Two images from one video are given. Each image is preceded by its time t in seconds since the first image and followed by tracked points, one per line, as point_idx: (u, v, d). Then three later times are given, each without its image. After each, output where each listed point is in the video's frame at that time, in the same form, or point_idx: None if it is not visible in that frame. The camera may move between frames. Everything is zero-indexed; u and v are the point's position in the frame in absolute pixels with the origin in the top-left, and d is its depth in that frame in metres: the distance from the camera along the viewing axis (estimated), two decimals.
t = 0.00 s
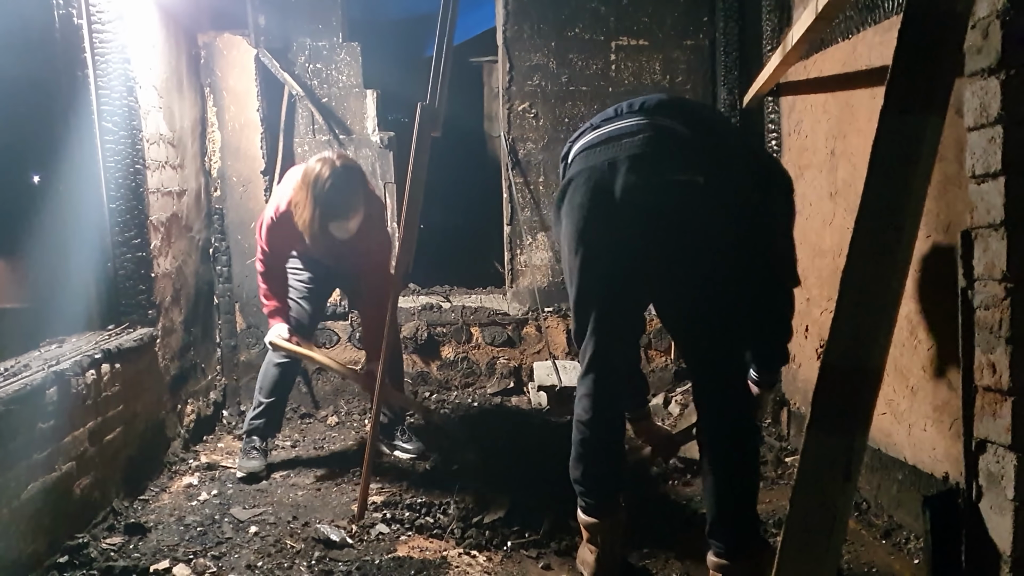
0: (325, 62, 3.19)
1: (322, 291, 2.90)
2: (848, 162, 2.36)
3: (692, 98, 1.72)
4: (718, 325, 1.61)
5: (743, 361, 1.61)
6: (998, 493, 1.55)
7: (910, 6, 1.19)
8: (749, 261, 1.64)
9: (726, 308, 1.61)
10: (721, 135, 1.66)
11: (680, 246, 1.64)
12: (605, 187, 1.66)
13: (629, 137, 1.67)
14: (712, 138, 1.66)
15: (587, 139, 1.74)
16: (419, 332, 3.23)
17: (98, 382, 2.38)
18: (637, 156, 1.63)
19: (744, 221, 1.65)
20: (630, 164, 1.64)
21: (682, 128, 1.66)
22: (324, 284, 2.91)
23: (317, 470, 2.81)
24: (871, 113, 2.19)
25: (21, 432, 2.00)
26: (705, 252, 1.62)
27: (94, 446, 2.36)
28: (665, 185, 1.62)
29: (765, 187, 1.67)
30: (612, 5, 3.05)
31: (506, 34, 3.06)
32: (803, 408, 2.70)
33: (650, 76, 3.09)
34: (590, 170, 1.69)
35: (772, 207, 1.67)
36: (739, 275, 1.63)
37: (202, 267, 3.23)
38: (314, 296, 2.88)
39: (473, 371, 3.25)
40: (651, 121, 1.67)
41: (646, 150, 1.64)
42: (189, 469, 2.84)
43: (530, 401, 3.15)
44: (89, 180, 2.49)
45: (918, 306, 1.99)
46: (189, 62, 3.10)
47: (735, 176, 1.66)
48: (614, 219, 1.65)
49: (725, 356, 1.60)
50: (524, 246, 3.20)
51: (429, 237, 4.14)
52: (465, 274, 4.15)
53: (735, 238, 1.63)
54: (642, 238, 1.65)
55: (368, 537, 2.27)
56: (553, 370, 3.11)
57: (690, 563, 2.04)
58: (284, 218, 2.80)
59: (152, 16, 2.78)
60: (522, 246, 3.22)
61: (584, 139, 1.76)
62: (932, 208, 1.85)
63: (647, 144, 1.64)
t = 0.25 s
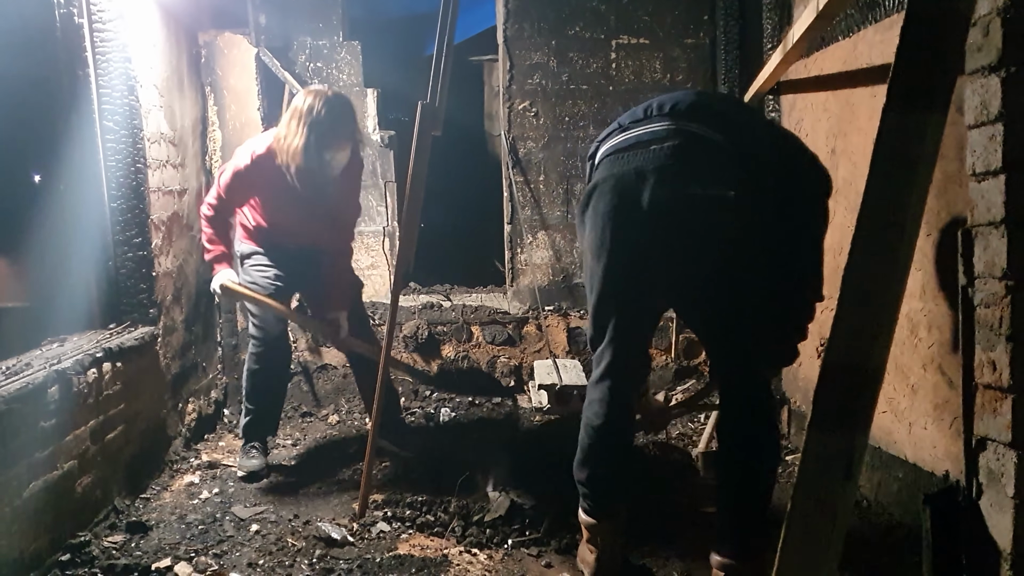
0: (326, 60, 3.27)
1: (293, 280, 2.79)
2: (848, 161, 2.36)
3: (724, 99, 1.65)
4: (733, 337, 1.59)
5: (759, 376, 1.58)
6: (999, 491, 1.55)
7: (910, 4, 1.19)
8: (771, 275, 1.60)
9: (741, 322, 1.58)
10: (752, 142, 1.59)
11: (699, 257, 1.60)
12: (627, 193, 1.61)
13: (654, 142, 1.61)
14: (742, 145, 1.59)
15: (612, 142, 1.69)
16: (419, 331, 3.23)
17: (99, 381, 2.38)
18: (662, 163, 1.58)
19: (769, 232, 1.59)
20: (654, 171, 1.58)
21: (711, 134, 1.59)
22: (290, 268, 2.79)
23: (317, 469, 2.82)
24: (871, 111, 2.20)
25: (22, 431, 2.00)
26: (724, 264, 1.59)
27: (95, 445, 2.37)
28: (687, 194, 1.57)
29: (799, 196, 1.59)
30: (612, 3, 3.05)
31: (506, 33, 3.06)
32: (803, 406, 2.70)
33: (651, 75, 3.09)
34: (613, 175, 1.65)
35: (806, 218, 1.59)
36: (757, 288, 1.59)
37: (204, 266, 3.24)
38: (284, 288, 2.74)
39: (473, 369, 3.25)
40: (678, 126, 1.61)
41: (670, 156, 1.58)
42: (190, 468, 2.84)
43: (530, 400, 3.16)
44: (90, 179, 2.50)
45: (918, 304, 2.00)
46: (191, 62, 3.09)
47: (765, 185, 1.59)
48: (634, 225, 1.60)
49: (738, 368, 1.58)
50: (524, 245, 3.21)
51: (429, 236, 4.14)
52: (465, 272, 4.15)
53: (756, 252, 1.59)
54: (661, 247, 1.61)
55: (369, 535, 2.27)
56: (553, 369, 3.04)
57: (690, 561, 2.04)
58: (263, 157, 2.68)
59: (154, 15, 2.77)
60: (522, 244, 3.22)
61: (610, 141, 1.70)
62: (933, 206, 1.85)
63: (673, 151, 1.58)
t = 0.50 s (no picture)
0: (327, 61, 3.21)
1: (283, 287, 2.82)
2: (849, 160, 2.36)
3: (730, 96, 1.61)
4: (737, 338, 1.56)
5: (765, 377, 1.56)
6: (1000, 489, 1.55)
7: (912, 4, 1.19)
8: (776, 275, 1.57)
9: (746, 322, 1.55)
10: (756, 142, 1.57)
11: (702, 259, 1.59)
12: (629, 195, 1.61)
13: (657, 143, 1.59)
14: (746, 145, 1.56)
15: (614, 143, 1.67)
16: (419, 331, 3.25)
17: (101, 380, 2.39)
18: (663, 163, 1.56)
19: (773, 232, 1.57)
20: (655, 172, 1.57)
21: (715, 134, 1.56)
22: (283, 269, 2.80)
23: (319, 469, 2.82)
24: (872, 111, 2.20)
25: (23, 430, 2.00)
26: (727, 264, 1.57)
27: (97, 444, 2.37)
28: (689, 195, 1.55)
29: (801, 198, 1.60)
30: (612, 2, 3.04)
31: (507, 32, 3.06)
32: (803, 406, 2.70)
33: (651, 74, 3.09)
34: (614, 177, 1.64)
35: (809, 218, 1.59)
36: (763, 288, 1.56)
37: (204, 265, 3.24)
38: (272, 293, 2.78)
39: (474, 369, 3.25)
40: (681, 126, 1.58)
41: (672, 157, 1.56)
42: (191, 467, 2.85)
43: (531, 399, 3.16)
44: (91, 179, 2.50)
45: (919, 302, 2.00)
46: (191, 60, 3.09)
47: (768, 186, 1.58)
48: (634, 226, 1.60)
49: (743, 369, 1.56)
50: (524, 244, 3.21)
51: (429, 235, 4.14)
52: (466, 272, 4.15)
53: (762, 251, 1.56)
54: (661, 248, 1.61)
55: (370, 533, 2.28)
56: (553, 368, 3.09)
57: (691, 561, 2.04)
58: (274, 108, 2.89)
59: (154, 14, 2.77)
60: (523, 243, 3.23)
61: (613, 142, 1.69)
62: (934, 205, 1.85)
63: (676, 151, 1.56)
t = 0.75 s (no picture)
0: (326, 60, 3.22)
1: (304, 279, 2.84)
2: (848, 159, 2.36)
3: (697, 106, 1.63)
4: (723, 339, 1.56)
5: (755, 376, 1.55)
6: (997, 488, 1.55)
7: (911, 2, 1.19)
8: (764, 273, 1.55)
9: (732, 324, 1.55)
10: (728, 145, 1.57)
11: (678, 267, 1.61)
12: (605, 209, 1.65)
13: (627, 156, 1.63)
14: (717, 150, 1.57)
15: (591, 160, 1.72)
16: (419, 330, 3.24)
17: (99, 379, 2.38)
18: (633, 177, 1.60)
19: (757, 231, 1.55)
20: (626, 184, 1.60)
21: (683, 142, 1.59)
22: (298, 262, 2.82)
23: (317, 468, 2.81)
24: (871, 109, 2.21)
25: (21, 429, 2.00)
26: (709, 267, 1.57)
27: (95, 443, 2.37)
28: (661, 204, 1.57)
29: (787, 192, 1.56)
30: (612, 2, 3.04)
31: (506, 32, 3.06)
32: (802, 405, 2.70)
33: (650, 73, 3.08)
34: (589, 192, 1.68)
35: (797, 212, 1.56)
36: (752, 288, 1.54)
37: (203, 264, 3.24)
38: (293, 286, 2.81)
39: (474, 368, 3.25)
40: (649, 137, 1.61)
41: (640, 169, 1.59)
42: (190, 466, 2.84)
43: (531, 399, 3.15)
44: (89, 177, 2.50)
45: (917, 301, 2.00)
46: (190, 59, 3.10)
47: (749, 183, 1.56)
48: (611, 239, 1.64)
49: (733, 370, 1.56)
50: (523, 244, 3.20)
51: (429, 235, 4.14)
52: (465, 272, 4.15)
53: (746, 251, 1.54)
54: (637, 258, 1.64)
55: (369, 533, 2.27)
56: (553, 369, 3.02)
57: (690, 559, 2.03)
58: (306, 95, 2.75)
59: (151, 12, 2.77)
60: (522, 243, 3.21)
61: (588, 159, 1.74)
62: (933, 203, 1.85)
63: (644, 163, 1.59)
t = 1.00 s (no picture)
0: (326, 57, 3.18)
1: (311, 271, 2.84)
2: (848, 157, 2.35)
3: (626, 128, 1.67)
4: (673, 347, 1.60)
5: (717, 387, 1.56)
6: (998, 488, 1.54)
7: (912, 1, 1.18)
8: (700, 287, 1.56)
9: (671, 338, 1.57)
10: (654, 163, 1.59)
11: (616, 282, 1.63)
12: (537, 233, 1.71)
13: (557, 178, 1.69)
14: (643, 169, 1.59)
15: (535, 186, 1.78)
16: (419, 327, 3.23)
17: (98, 377, 2.38)
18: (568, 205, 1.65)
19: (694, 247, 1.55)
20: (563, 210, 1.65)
21: (609, 166, 1.62)
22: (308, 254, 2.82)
23: (317, 467, 2.81)
24: (871, 108, 2.20)
25: (20, 427, 2.00)
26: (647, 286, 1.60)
27: (94, 441, 2.36)
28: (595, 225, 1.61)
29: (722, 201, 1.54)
30: None
31: (506, 29, 3.05)
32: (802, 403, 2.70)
33: (651, 70, 3.07)
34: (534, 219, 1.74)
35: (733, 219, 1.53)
36: (683, 302, 1.56)
37: (203, 261, 3.23)
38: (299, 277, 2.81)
39: (473, 366, 3.20)
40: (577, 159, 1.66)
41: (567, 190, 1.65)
42: (189, 464, 2.84)
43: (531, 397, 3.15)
44: (89, 175, 2.49)
45: (917, 299, 1.99)
46: (189, 57, 3.10)
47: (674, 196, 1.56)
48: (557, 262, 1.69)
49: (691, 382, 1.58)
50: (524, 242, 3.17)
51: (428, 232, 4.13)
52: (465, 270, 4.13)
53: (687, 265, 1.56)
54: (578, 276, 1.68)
55: (369, 531, 2.27)
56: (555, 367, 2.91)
57: (690, 558, 2.03)
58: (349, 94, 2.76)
59: (151, 9, 2.76)
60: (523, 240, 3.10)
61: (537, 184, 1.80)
62: (933, 203, 1.85)
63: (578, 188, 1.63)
